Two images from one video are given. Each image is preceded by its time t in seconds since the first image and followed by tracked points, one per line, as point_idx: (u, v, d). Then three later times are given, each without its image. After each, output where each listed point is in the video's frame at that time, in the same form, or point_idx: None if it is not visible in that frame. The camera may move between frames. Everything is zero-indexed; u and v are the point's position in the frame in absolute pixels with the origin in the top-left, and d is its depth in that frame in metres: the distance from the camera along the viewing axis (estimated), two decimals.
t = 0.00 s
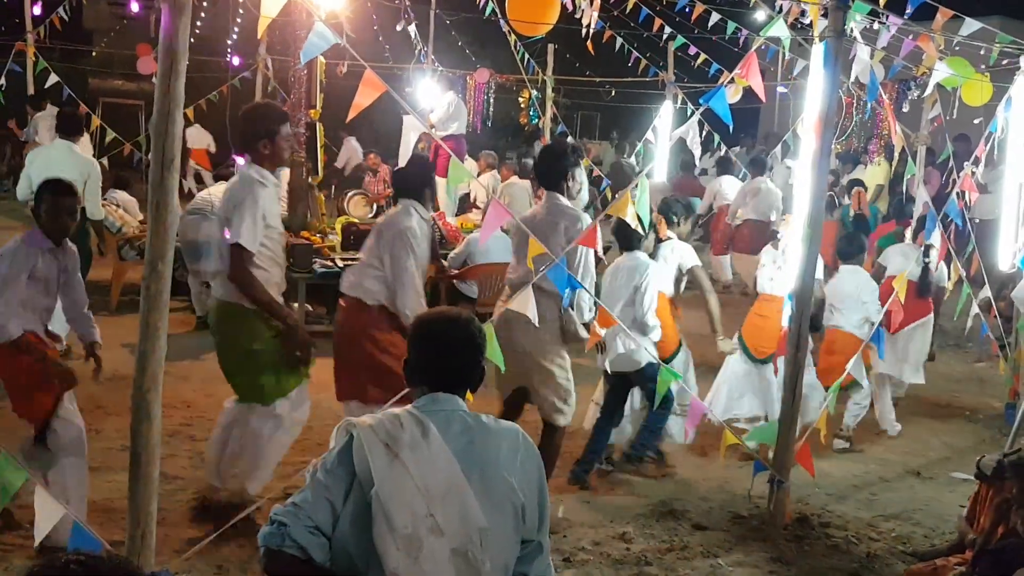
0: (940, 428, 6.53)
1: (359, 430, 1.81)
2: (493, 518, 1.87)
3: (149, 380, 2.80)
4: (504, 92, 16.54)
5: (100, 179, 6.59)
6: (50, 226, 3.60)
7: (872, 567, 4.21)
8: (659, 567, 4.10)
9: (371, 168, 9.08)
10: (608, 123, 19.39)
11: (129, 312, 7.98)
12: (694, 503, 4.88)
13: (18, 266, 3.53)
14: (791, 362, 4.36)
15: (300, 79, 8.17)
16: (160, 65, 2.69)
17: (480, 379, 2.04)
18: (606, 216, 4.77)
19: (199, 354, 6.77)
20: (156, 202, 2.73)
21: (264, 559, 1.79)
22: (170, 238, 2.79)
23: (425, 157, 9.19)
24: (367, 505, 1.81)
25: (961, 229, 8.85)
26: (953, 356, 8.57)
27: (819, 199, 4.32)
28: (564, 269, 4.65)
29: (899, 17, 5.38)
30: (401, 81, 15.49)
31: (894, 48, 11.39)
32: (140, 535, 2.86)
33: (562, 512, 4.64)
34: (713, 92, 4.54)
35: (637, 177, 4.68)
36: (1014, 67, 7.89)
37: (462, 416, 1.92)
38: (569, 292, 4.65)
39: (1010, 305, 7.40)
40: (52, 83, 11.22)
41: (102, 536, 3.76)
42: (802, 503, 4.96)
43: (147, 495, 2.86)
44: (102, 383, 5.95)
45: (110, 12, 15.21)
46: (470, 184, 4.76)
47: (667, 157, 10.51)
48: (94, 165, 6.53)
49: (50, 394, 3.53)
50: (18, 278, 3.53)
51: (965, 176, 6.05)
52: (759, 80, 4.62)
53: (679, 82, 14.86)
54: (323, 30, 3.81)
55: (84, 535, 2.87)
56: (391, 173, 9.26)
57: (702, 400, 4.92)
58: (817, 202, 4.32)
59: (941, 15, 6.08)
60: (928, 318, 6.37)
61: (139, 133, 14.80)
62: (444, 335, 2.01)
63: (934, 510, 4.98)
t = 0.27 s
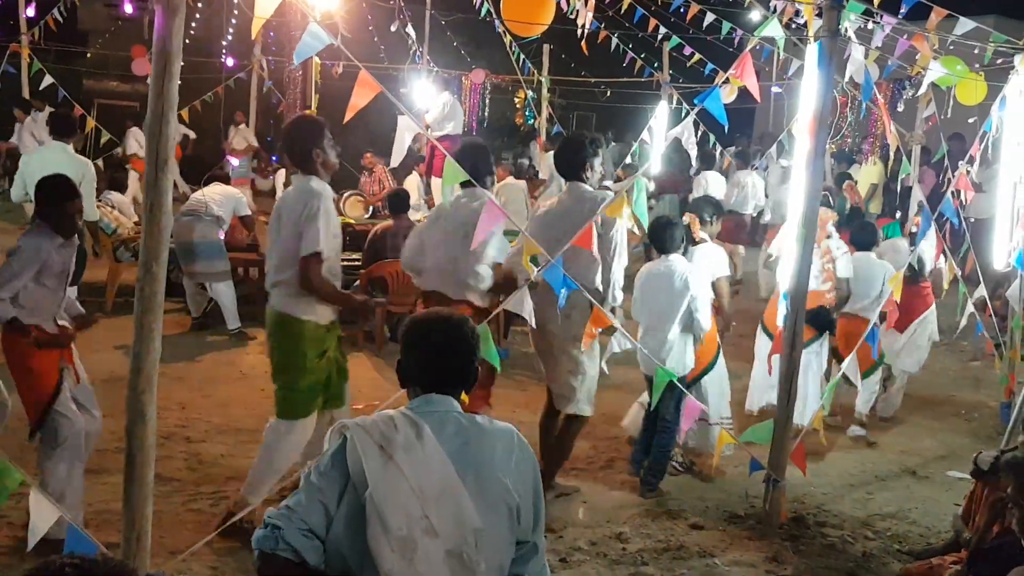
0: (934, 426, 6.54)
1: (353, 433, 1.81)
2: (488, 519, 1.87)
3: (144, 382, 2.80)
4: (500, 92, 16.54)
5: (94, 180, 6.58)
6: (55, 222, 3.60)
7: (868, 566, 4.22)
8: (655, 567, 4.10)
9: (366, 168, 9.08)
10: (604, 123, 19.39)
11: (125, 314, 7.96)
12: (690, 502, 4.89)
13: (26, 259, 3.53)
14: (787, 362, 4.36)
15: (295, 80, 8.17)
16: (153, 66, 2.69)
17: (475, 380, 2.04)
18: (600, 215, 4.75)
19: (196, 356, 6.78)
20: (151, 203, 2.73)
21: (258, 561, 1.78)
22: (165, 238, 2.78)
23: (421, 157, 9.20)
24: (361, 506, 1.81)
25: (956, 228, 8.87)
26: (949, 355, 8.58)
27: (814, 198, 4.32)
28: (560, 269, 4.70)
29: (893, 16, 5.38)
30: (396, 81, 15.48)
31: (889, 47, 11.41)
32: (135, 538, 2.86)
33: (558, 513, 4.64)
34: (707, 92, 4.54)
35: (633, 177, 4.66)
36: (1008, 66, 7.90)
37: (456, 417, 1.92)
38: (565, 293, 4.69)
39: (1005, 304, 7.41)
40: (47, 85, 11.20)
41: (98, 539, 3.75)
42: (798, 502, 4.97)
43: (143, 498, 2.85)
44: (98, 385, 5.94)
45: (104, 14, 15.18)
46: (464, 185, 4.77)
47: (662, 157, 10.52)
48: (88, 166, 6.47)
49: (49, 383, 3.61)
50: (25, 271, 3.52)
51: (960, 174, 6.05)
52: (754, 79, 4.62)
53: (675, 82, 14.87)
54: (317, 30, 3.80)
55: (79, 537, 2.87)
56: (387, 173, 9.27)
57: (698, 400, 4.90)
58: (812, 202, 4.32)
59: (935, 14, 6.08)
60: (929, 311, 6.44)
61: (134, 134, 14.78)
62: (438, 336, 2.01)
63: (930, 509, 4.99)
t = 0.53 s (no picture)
0: (933, 427, 6.55)
1: (352, 433, 1.81)
2: (487, 519, 1.87)
3: (143, 382, 2.79)
4: (499, 93, 16.55)
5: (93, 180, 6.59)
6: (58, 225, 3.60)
7: (867, 566, 4.22)
8: (655, 567, 4.10)
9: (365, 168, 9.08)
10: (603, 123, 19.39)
11: (124, 314, 7.97)
12: (689, 503, 4.89)
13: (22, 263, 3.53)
14: (785, 362, 4.36)
15: (294, 81, 8.17)
16: (153, 66, 2.69)
17: (474, 380, 2.04)
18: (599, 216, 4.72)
19: (195, 356, 6.78)
20: (150, 203, 2.73)
21: (256, 562, 1.78)
22: (164, 238, 2.78)
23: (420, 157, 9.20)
24: (360, 507, 1.81)
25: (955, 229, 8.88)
26: (948, 356, 8.58)
27: (813, 198, 4.32)
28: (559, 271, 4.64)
29: (892, 16, 5.39)
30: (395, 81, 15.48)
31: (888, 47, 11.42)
32: (134, 538, 2.85)
33: (557, 513, 4.64)
34: (706, 92, 4.54)
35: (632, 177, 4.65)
36: (1007, 66, 7.90)
37: (456, 417, 1.92)
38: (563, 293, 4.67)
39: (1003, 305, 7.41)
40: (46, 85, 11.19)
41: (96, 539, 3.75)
42: (797, 502, 4.97)
43: (142, 498, 2.85)
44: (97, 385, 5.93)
45: (103, 14, 15.17)
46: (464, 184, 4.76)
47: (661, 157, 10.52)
48: (87, 166, 6.48)
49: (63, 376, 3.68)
50: (22, 272, 3.53)
51: (959, 175, 6.05)
52: (753, 80, 4.62)
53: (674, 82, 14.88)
54: (317, 30, 3.80)
55: (77, 538, 2.86)
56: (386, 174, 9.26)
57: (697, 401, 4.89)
58: (811, 202, 4.32)
59: (934, 14, 6.08)
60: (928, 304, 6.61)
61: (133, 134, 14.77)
62: (437, 336, 2.01)
63: (929, 509, 4.99)
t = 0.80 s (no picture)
0: (932, 427, 6.56)
1: (352, 433, 1.81)
2: (486, 519, 1.87)
3: (143, 382, 2.80)
4: (499, 93, 16.55)
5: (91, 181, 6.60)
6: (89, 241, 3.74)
7: (866, 566, 4.22)
8: (655, 567, 4.11)
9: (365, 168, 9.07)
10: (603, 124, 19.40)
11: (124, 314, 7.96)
12: (689, 503, 4.90)
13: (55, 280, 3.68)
14: (785, 362, 4.36)
15: (294, 81, 8.17)
16: (152, 65, 2.68)
17: (474, 379, 2.04)
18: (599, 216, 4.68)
19: (195, 356, 6.77)
20: (149, 203, 2.73)
21: (255, 563, 1.78)
22: (163, 238, 2.78)
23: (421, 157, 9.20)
24: (359, 507, 1.81)
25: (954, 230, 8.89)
26: (947, 357, 8.58)
27: (813, 199, 4.32)
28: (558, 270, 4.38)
29: (892, 17, 5.39)
30: (395, 81, 15.48)
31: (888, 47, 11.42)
32: (133, 538, 2.85)
33: (557, 513, 4.64)
34: (707, 93, 4.53)
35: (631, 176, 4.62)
36: (1007, 67, 7.90)
37: (456, 417, 1.92)
38: (564, 294, 4.39)
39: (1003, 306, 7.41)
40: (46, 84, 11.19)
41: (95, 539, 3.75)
42: (797, 503, 4.98)
43: (141, 498, 2.85)
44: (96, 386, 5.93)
45: (103, 14, 15.17)
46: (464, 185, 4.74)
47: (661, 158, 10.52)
48: (84, 167, 6.52)
49: (73, 407, 3.78)
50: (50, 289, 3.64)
51: (959, 176, 6.06)
52: (753, 81, 4.61)
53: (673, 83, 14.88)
54: (317, 30, 3.79)
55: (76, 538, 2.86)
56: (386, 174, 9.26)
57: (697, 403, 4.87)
58: (811, 203, 4.32)
59: (933, 15, 6.08)
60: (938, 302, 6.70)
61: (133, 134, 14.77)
62: (437, 337, 2.00)
63: (928, 510, 4.99)
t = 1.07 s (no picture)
0: (933, 428, 6.55)
1: (352, 433, 1.81)
2: (486, 519, 1.87)
3: (143, 381, 2.80)
4: (500, 93, 16.55)
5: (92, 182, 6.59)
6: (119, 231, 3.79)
7: (866, 567, 4.22)
8: (655, 567, 4.10)
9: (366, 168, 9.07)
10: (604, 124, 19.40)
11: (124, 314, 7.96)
12: (689, 503, 4.89)
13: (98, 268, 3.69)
14: (785, 363, 4.36)
15: (295, 80, 8.16)
16: (154, 64, 2.69)
17: (474, 379, 2.04)
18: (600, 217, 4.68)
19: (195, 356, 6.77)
20: (150, 202, 2.73)
21: (254, 563, 1.78)
22: (165, 237, 2.78)
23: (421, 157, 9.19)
24: (359, 507, 1.81)
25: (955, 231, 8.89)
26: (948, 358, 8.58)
27: (814, 199, 4.32)
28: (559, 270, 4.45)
29: (894, 17, 5.38)
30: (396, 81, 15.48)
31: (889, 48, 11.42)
32: (133, 537, 2.85)
33: (557, 513, 4.64)
34: (708, 93, 4.53)
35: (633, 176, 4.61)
36: (1008, 68, 7.89)
37: (455, 417, 1.92)
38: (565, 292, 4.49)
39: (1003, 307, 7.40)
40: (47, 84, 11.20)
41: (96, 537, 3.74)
42: (797, 503, 4.97)
43: (141, 497, 2.85)
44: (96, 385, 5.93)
45: (104, 13, 15.18)
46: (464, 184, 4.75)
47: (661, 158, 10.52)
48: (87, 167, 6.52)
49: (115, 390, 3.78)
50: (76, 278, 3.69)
51: (961, 177, 6.05)
52: (754, 81, 4.61)
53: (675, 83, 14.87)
54: (318, 30, 3.79)
55: (76, 537, 2.86)
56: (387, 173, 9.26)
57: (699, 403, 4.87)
58: (812, 204, 4.32)
59: (935, 16, 6.07)
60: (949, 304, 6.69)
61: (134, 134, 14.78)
62: (437, 338, 2.00)
63: (929, 511, 4.99)
